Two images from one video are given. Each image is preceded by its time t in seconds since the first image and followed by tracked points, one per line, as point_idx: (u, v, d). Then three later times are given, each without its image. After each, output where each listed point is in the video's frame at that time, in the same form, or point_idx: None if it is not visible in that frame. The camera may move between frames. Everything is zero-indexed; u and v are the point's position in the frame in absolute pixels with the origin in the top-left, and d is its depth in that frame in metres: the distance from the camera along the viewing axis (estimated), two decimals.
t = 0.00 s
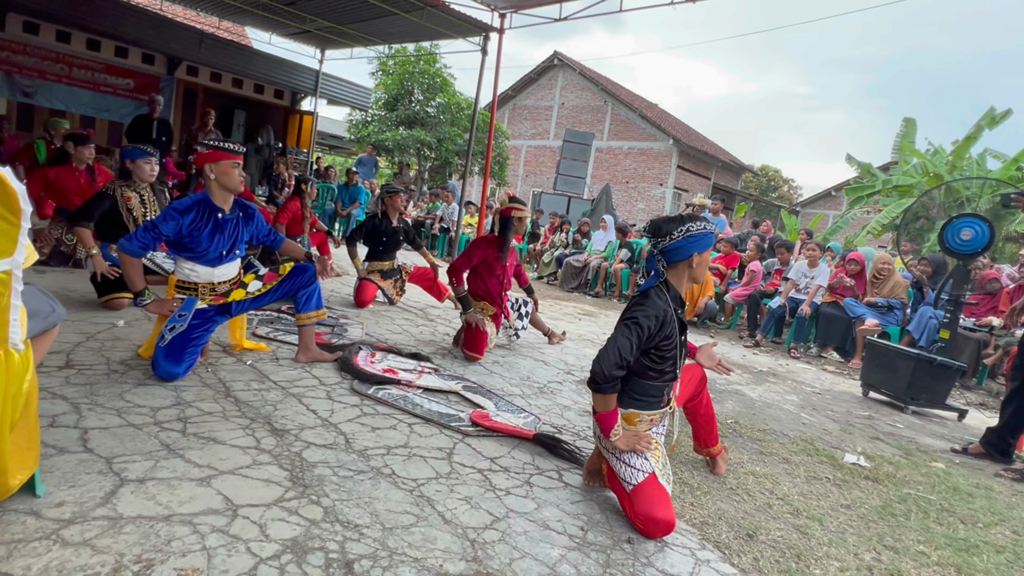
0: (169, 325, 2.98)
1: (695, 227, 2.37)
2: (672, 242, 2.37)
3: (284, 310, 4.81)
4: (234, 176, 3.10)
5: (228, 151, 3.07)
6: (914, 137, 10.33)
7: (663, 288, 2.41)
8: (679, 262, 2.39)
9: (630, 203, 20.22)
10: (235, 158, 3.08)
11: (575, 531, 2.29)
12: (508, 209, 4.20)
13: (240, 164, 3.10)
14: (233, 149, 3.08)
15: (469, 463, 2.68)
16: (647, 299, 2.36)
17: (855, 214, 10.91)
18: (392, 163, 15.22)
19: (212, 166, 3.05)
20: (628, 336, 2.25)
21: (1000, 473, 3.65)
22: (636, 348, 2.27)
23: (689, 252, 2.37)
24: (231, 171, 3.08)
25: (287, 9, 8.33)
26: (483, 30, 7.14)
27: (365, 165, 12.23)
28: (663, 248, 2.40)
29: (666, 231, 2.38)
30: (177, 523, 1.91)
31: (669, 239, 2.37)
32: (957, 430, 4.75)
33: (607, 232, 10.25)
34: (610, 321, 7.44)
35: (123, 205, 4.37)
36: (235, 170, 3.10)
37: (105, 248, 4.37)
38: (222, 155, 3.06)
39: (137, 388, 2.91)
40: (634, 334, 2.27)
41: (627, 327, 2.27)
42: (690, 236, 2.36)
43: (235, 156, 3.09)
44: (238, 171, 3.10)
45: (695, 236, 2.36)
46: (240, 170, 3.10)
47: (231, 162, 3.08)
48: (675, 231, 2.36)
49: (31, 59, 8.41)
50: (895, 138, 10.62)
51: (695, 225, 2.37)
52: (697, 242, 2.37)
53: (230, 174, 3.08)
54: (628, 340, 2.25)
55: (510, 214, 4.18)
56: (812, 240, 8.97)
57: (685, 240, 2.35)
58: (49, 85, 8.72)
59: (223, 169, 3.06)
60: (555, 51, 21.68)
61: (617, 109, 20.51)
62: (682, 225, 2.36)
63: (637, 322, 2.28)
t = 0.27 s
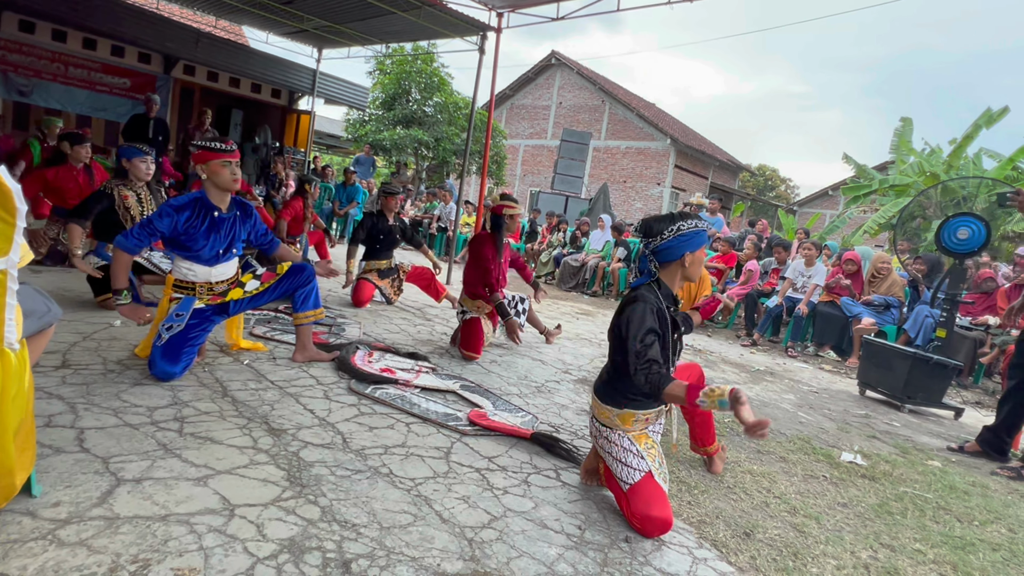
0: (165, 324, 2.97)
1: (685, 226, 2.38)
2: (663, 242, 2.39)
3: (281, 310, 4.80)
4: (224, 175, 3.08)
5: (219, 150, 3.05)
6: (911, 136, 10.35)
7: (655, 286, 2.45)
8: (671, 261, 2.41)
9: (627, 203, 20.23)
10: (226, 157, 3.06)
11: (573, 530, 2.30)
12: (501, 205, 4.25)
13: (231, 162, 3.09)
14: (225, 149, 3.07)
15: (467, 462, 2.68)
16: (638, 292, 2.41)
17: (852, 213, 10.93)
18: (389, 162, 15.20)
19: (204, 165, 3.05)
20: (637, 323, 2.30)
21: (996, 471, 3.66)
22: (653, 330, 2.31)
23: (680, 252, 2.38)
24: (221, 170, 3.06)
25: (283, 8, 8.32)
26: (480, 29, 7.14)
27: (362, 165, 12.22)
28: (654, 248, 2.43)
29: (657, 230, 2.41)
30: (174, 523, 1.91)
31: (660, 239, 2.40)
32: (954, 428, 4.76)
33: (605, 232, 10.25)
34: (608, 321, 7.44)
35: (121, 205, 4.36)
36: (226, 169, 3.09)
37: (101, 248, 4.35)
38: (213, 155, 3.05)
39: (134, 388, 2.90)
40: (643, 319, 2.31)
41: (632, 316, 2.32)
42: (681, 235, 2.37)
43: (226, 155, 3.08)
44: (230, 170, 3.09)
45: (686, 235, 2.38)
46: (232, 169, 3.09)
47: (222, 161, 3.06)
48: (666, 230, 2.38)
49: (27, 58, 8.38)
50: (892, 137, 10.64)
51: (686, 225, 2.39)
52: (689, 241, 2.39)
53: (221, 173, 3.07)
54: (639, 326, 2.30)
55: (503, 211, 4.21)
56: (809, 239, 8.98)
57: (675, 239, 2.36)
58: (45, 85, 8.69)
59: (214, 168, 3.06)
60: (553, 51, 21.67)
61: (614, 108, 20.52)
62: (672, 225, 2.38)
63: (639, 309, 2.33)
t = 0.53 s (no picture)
0: (161, 324, 2.98)
1: (691, 218, 2.38)
2: (669, 235, 2.38)
3: (277, 310, 4.79)
4: (217, 176, 3.06)
5: (213, 150, 3.04)
6: (907, 136, 10.37)
7: (660, 280, 2.43)
8: (676, 255, 2.39)
9: (625, 202, 20.24)
10: (220, 157, 3.05)
11: (570, 529, 2.29)
12: (494, 201, 4.31)
13: (225, 163, 3.08)
14: (219, 149, 3.06)
15: (464, 462, 2.68)
16: (647, 284, 2.38)
17: (849, 212, 10.95)
18: (386, 162, 15.19)
19: (196, 165, 3.04)
20: (672, 304, 2.29)
21: (992, 470, 3.67)
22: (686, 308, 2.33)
23: (686, 245, 2.37)
24: (213, 170, 3.05)
25: (280, 7, 8.29)
26: (478, 28, 7.13)
27: (359, 165, 12.19)
28: (659, 242, 2.41)
29: (662, 223, 2.40)
30: (170, 524, 1.90)
31: (665, 232, 2.39)
32: (950, 427, 4.77)
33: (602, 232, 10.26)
34: (605, 320, 7.44)
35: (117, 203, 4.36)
36: (219, 169, 3.07)
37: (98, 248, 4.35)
38: (205, 155, 3.04)
39: (130, 389, 2.89)
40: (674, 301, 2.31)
41: (661, 301, 2.29)
42: (687, 228, 2.37)
43: (221, 155, 3.07)
44: (223, 170, 3.08)
45: (692, 227, 2.37)
46: (226, 168, 3.08)
47: (215, 161, 3.05)
48: (671, 224, 2.38)
49: (22, 58, 8.35)
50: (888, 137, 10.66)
51: (693, 218, 2.38)
52: (695, 234, 2.37)
53: (215, 173, 3.06)
54: (674, 306, 2.29)
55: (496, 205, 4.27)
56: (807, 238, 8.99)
57: (682, 232, 2.36)
58: (40, 84, 8.67)
59: (207, 168, 3.05)
60: (550, 51, 21.67)
61: (611, 108, 20.53)
62: (677, 217, 2.39)
63: (663, 295, 2.31)
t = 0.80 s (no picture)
0: (157, 326, 2.96)
1: (707, 192, 2.35)
2: (684, 210, 2.35)
3: (274, 310, 4.78)
4: (214, 174, 3.03)
5: (209, 148, 2.98)
6: (904, 136, 10.39)
7: (672, 256, 2.42)
8: (690, 231, 2.36)
9: (622, 202, 20.25)
10: (216, 154, 3.00)
11: (567, 529, 2.29)
12: (491, 190, 4.28)
13: (221, 161, 3.03)
14: (216, 147, 3.00)
15: (462, 462, 2.68)
16: (658, 260, 2.36)
17: (845, 212, 10.97)
18: (384, 162, 15.18)
19: (191, 163, 3.00)
20: (687, 273, 2.25)
21: (988, 468, 3.68)
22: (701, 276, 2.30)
23: (702, 219, 2.33)
24: (210, 168, 3.02)
25: (277, 7, 8.27)
26: (475, 28, 7.12)
27: (357, 165, 12.18)
28: (673, 217, 2.38)
29: (677, 198, 2.37)
30: (166, 526, 1.89)
31: (680, 207, 2.35)
32: (946, 426, 4.79)
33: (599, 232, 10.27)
34: (603, 320, 7.45)
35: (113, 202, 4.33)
36: (216, 167, 3.04)
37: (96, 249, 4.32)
38: (201, 152, 2.98)
39: (126, 389, 2.88)
40: (689, 270, 2.27)
41: (676, 273, 2.25)
42: (702, 202, 2.34)
43: (217, 154, 3.01)
44: (219, 168, 3.04)
45: (706, 202, 2.34)
46: (222, 167, 3.04)
47: (211, 159, 3.01)
48: (685, 198, 2.35)
49: (17, 57, 8.32)
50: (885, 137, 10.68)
51: (707, 192, 2.35)
52: (710, 208, 2.34)
53: (211, 172, 3.02)
54: (691, 275, 2.25)
55: (493, 194, 4.25)
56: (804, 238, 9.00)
57: (696, 206, 2.33)
58: (36, 84, 8.64)
59: (203, 166, 3.01)
60: (547, 51, 21.67)
61: (609, 107, 20.55)
62: (693, 191, 2.35)
63: (677, 267, 2.28)
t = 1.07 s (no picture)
0: (153, 320, 2.95)
1: (716, 173, 2.28)
2: (694, 192, 2.26)
3: (272, 311, 4.78)
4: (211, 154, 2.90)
5: (207, 127, 2.83)
6: (899, 137, 10.43)
7: (681, 240, 2.31)
8: (700, 214, 2.28)
9: (619, 202, 20.28)
10: (213, 135, 2.85)
11: (565, 529, 2.29)
12: (488, 181, 4.24)
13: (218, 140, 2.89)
14: (214, 126, 2.85)
15: (459, 462, 2.67)
16: (663, 246, 2.29)
17: (842, 212, 10.99)
18: (381, 163, 15.17)
19: (188, 141, 2.86)
20: (692, 251, 2.16)
21: (985, 467, 3.69)
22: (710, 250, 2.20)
23: (713, 202, 2.25)
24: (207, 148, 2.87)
25: (273, 8, 8.26)
26: (471, 29, 7.12)
27: (354, 165, 12.17)
28: (683, 199, 2.29)
29: (686, 180, 2.28)
30: (162, 528, 1.89)
31: (691, 189, 2.27)
32: (943, 425, 4.80)
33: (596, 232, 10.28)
34: (600, 320, 7.45)
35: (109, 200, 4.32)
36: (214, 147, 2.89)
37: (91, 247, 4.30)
38: (199, 132, 2.83)
39: (122, 391, 2.87)
40: (694, 248, 2.18)
41: (680, 255, 2.18)
42: (713, 183, 2.25)
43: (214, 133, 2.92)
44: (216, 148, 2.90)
45: (717, 184, 2.26)
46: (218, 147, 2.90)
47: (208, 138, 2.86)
48: (696, 178, 2.26)
49: (13, 58, 8.30)
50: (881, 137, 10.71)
51: (717, 174, 2.27)
52: (721, 189, 2.26)
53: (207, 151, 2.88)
54: (696, 252, 2.17)
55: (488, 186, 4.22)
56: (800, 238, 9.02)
57: (708, 186, 2.24)
58: (32, 85, 8.62)
59: (200, 146, 2.87)
60: (544, 51, 21.69)
61: (606, 108, 20.57)
62: (703, 172, 2.27)
63: (680, 248, 2.21)
